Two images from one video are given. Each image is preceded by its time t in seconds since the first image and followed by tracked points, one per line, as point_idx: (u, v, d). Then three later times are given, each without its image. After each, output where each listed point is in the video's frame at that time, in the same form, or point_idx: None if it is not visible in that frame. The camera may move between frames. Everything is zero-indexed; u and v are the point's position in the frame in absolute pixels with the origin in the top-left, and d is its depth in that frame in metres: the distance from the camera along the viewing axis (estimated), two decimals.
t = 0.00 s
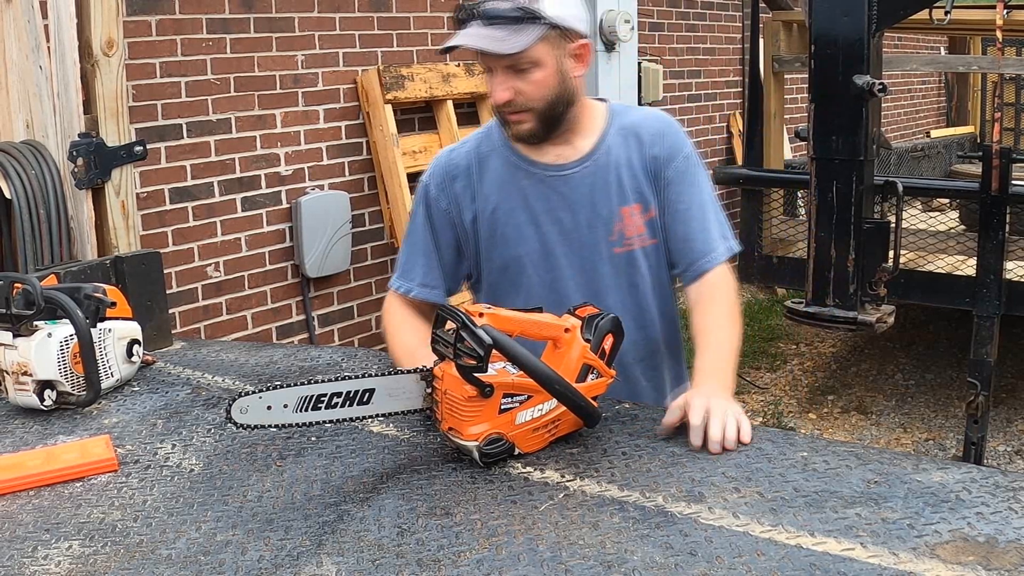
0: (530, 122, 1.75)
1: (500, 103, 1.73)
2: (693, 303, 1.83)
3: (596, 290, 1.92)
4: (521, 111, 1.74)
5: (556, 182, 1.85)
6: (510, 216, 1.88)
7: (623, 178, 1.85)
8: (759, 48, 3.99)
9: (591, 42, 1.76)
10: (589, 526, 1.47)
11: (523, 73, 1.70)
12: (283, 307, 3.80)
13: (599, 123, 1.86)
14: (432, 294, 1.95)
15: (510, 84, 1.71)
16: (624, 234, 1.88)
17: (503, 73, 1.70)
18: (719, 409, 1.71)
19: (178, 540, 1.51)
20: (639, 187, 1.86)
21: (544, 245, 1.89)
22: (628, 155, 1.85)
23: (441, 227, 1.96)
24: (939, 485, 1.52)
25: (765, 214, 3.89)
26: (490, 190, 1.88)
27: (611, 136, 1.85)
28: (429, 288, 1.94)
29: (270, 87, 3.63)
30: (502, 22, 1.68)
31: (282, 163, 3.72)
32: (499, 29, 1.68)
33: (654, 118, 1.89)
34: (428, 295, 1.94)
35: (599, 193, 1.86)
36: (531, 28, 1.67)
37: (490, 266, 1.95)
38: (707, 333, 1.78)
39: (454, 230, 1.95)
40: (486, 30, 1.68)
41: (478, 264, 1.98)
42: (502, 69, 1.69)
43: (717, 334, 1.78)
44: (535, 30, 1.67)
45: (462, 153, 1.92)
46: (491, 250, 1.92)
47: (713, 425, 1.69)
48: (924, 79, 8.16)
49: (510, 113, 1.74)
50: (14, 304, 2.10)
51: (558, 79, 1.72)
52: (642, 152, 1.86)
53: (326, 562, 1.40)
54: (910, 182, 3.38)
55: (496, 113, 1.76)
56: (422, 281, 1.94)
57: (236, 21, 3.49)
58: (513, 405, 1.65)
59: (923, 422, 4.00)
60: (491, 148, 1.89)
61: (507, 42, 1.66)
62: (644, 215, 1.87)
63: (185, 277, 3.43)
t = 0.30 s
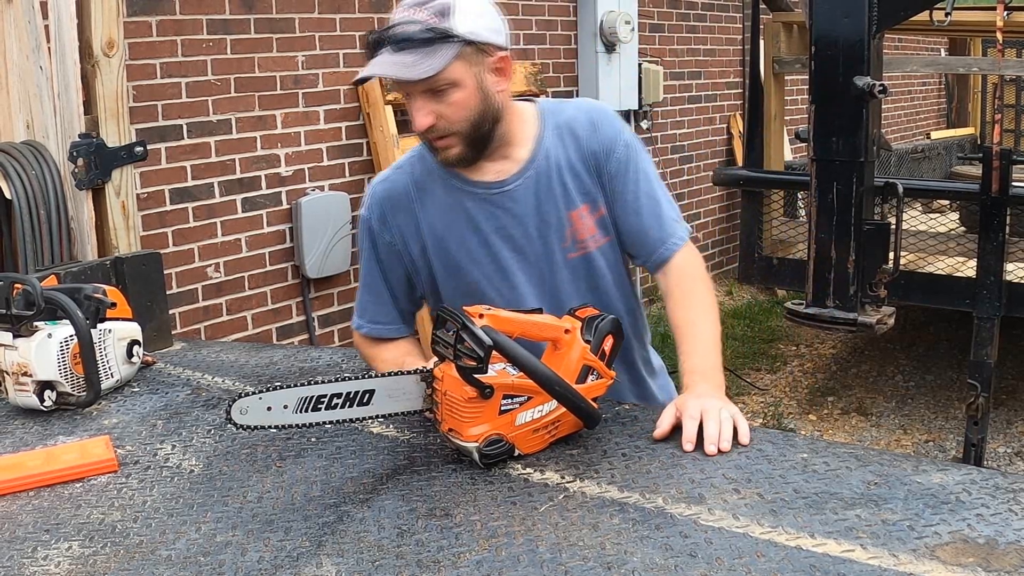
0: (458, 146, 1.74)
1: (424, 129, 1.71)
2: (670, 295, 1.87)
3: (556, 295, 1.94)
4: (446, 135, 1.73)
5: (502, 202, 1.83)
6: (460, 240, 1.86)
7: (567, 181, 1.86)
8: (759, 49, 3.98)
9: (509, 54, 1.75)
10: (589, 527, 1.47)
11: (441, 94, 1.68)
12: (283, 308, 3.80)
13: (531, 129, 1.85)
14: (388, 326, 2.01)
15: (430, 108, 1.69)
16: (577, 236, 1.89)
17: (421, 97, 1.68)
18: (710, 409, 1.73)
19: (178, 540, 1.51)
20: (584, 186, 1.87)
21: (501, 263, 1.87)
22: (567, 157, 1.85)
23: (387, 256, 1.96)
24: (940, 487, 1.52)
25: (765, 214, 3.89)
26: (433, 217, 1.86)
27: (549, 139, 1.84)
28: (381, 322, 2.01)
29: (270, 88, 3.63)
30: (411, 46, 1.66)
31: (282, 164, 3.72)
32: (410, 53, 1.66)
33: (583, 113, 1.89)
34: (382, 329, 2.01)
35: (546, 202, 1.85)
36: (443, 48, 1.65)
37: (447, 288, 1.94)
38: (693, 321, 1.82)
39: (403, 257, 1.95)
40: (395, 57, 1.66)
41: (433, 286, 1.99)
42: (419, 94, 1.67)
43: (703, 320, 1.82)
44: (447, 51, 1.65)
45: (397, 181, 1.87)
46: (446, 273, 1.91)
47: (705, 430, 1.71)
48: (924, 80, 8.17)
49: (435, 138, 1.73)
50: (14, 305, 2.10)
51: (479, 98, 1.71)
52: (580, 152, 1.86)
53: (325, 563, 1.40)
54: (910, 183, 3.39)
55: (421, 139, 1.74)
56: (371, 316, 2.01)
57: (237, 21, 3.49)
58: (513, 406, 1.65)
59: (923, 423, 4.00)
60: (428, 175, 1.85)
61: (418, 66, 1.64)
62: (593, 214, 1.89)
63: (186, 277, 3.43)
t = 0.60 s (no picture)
0: (436, 146, 1.73)
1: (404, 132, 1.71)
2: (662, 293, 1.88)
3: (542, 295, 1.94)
4: (425, 135, 1.72)
5: (481, 205, 1.82)
6: (442, 244, 1.87)
7: (547, 179, 1.86)
8: (759, 48, 3.99)
9: (479, 48, 1.76)
10: (589, 527, 1.47)
11: (416, 92, 1.69)
12: (283, 308, 3.80)
13: (510, 129, 1.87)
14: (382, 329, 2.04)
15: (407, 107, 1.69)
16: (558, 235, 1.89)
17: (396, 97, 1.68)
18: (712, 407, 1.73)
19: (178, 540, 1.51)
20: (564, 184, 1.88)
21: (483, 266, 1.88)
22: (547, 155, 1.87)
23: (372, 258, 1.97)
24: (939, 486, 1.52)
25: (765, 214, 3.89)
26: (415, 223, 1.87)
27: (528, 138, 1.86)
28: (369, 327, 2.04)
29: (270, 87, 3.63)
30: (381, 45, 1.66)
31: (282, 163, 3.72)
32: (382, 52, 1.66)
33: (561, 110, 1.91)
34: (369, 334, 2.04)
35: (525, 203, 1.85)
36: (414, 43, 1.66)
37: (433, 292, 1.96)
38: (687, 318, 1.83)
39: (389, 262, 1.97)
40: (367, 57, 1.66)
41: (417, 292, 2.00)
42: (394, 94, 1.68)
43: (698, 316, 1.84)
44: (418, 45, 1.66)
45: (377, 186, 1.88)
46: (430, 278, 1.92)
47: (706, 430, 1.70)
48: (923, 79, 8.17)
49: (413, 139, 1.72)
50: (14, 304, 2.10)
51: (454, 93, 1.72)
52: (558, 150, 1.88)
53: (326, 563, 1.40)
54: (910, 182, 3.39)
55: (399, 142, 1.73)
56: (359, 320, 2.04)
57: (237, 21, 3.49)
58: (512, 406, 1.65)
59: (922, 422, 4.00)
60: (407, 180, 1.85)
61: (390, 62, 1.64)
62: (573, 213, 1.90)
63: (185, 277, 3.43)
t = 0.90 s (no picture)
0: (453, 141, 1.75)
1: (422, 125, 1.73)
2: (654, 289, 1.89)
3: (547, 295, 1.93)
4: (441, 129, 1.74)
5: (488, 201, 1.83)
6: (448, 241, 1.87)
7: (555, 178, 1.86)
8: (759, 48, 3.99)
9: (496, 44, 1.81)
10: (589, 526, 1.47)
11: (436, 85, 1.72)
12: (283, 307, 3.79)
13: (518, 127, 1.87)
14: (383, 328, 2.04)
15: (425, 99, 1.72)
16: (564, 235, 1.88)
17: (416, 89, 1.71)
18: (714, 405, 1.73)
19: (178, 540, 1.51)
20: (572, 183, 1.88)
21: (489, 264, 1.88)
22: (555, 154, 1.87)
23: (377, 257, 1.97)
24: (939, 485, 1.52)
25: (765, 213, 3.89)
26: (421, 219, 1.87)
27: (536, 137, 1.86)
28: (371, 325, 2.03)
29: (270, 87, 3.63)
30: (407, 35, 1.70)
31: (282, 163, 3.72)
32: (406, 42, 1.69)
33: (571, 110, 1.91)
34: (372, 333, 2.03)
35: (532, 201, 1.85)
36: (439, 34, 1.70)
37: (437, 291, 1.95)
38: (685, 319, 1.84)
39: (393, 259, 1.96)
40: (392, 46, 1.69)
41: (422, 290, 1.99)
42: (415, 85, 1.71)
43: (694, 317, 1.84)
44: (443, 37, 1.70)
45: (385, 183, 1.89)
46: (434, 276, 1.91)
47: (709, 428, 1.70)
48: (924, 79, 8.17)
49: (430, 133, 1.74)
50: (14, 304, 2.10)
51: (473, 87, 1.75)
52: (567, 148, 1.88)
53: (326, 562, 1.40)
54: (910, 182, 3.39)
55: (415, 135, 1.75)
56: (362, 318, 2.03)
57: (236, 21, 3.49)
58: (512, 405, 1.65)
59: (922, 422, 4.00)
60: (415, 175, 1.86)
61: (417, 51, 1.68)
62: (580, 213, 1.89)
63: (185, 277, 3.43)
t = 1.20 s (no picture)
0: (470, 123, 1.76)
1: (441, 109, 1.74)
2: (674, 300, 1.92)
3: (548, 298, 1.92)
4: (461, 112, 1.75)
5: (497, 200, 1.83)
6: (455, 236, 1.87)
7: (568, 184, 1.85)
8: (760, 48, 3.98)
9: (513, 32, 1.82)
10: (589, 527, 1.47)
11: (456, 70, 1.73)
12: (283, 307, 3.79)
13: (539, 129, 1.86)
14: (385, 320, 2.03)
15: (446, 84, 1.73)
16: (571, 241, 1.87)
17: (436, 74, 1.73)
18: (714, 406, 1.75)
19: (178, 540, 1.51)
20: (586, 192, 1.87)
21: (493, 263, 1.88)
22: (572, 161, 1.86)
23: (387, 248, 1.98)
24: (939, 485, 1.52)
25: (765, 213, 3.89)
26: (432, 213, 1.88)
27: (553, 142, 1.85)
28: (375, 316, 2.02)
29: (270, 87, 3.63)
30: (427, 19, 1.70)
31: (282, 163, 3.72)
32: (427, 26, 1.70)
33: (598, 117, 1.90)
34: (374, 324, 2.02)
35: (542, 205, 1.84)
36: (461, 20, 1.71)
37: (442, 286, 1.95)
38: (697, 322, 1.88)
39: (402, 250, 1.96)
40: (413, 29, 1.69)
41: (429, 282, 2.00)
42: (436, 71, 1.72)
43: (707, 318, 1.88)
44: (464, 23, 1.71)
45: (401, 174, 1.91)
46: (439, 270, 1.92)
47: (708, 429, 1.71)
48: (924, 79, 8.17)
49: (449, 117, 1.75)
50: (14, 304, 2.10)
51: (493, 73, 1.76)
52: (586, 155, 1.87)
53: (325, 562, 1.40)
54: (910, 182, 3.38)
55: (434, 120, 1.75)
56: (365, 309, 2.01)
57: (236, 21, 3.49)
58: (512, 405, 1.65)
59: (923, 421, 4.00)
60: (431, 168, 1.87)
61: (438, 35, 1.68)
62: (590, 222, 1.88)
63: (185, 277, 3.43)
